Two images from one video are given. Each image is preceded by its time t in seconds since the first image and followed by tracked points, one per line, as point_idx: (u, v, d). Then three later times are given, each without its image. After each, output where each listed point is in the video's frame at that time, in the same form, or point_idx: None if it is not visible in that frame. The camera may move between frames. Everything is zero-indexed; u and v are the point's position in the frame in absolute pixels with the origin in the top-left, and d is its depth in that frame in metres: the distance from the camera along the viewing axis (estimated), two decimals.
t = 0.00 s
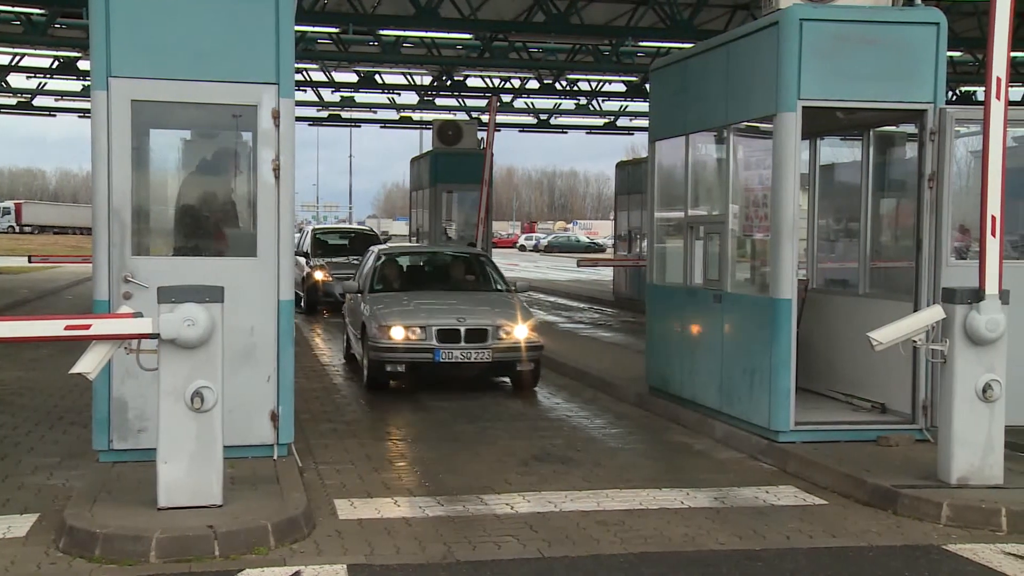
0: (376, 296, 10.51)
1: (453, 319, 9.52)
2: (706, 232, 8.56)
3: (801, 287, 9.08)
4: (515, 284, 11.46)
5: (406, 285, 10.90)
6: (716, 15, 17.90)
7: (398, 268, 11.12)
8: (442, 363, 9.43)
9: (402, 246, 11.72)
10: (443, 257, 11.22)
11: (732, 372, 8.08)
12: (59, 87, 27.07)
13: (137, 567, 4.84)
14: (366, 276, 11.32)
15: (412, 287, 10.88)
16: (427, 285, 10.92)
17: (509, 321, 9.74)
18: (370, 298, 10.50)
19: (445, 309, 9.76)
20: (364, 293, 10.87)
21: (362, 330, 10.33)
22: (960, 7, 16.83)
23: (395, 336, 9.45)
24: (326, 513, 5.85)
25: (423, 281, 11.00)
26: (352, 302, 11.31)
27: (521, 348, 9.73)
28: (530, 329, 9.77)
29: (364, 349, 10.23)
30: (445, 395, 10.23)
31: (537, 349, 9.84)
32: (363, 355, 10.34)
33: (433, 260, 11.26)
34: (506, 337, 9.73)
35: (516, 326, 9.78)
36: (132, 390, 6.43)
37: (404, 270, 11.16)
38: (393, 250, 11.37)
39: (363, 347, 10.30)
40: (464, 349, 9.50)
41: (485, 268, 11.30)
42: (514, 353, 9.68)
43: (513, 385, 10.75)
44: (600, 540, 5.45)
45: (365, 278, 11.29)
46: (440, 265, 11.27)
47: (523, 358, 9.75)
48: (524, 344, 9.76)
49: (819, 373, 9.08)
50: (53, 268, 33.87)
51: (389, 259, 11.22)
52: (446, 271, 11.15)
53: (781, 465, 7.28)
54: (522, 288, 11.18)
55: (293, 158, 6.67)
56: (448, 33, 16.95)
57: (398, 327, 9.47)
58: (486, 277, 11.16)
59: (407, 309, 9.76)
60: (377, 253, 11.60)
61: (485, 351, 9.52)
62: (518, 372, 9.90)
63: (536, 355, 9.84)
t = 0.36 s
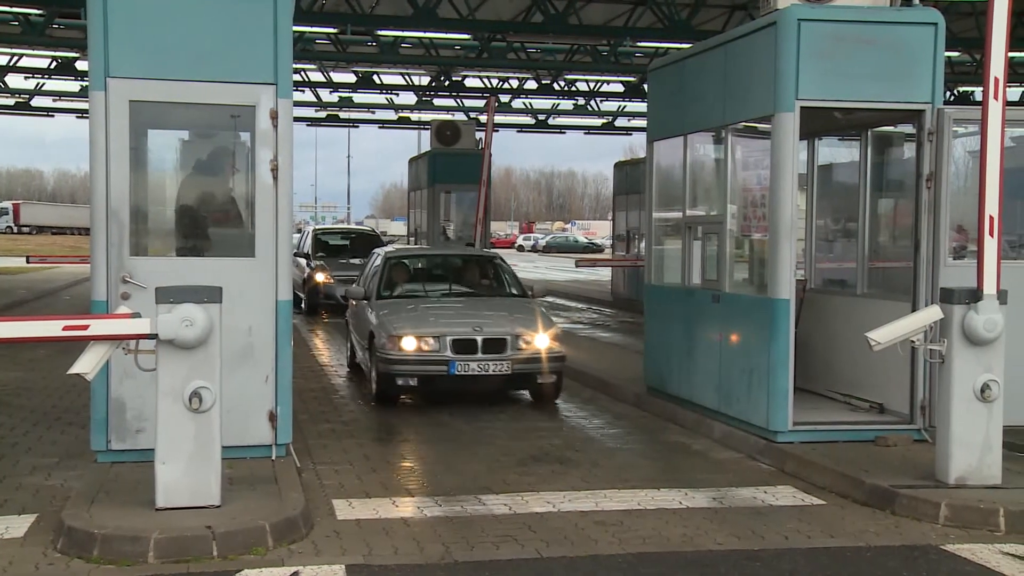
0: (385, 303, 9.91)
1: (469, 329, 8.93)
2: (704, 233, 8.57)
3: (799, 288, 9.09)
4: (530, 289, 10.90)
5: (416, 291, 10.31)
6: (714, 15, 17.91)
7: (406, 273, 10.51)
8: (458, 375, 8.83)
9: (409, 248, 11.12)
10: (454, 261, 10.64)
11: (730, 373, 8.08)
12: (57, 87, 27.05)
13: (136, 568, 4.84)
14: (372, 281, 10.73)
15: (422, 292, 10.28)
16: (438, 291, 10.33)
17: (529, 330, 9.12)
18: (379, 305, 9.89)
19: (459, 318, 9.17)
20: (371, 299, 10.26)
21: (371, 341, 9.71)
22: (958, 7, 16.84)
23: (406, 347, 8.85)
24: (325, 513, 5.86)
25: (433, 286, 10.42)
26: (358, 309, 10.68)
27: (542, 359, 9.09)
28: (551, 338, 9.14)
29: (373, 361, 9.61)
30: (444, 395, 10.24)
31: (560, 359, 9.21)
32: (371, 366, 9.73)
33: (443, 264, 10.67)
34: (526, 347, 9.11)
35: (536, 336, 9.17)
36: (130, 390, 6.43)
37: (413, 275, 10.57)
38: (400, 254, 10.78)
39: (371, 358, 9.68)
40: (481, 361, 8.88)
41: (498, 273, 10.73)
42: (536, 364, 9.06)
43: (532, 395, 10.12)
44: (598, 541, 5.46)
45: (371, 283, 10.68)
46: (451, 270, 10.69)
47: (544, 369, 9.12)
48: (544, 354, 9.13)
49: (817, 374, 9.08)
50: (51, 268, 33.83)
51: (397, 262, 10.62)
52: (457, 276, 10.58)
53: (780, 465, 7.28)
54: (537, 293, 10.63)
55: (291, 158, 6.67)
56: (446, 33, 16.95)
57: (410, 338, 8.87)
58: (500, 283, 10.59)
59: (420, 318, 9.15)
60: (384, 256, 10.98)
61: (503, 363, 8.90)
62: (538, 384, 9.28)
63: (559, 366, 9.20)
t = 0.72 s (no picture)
0: (394, 305, 9.18)
1: (488, 335, 8.26)
2: (702, 232, 8.58)
3: (797, 287, 9.09)
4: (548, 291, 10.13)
5: (427, 292, 9.53)
6: (712, 15, 17.92)
7: (416, 273, 9.75)
8: (476, 386, 8.15)
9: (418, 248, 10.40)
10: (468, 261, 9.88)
11: (728, 373, 8.08)
12: (55, 87, 27.03)
13: (133, 568, 4.84)
14: (378, 283, 9.99)
15: (433, 293, 9.50)
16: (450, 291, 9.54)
17: (553, 337, 8.45)
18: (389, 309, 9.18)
19: (477, 324, 8.49)
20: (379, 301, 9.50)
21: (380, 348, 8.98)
22: (955, 7, 16.87)
23: (421, 355, 8.16)
24: (322, 513, 5.85)
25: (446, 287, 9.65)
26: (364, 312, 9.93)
27: (567, 368, 8.43)
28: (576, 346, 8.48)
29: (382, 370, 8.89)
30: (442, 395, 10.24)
31: (585, 367, 8.54)
32: (380, 375, 9.02)
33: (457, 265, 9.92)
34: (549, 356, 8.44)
35: (560, 343, 8.50)
36: (127, 390, 6.42)
37: (423, 275, 9.80)
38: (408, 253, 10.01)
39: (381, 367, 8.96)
40: (501, 371, 8.21)
41: (514, 274, 9.97)
42: (562, 373, 8.39)
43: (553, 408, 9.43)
44: (596, 540, 5.45)
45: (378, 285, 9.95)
46: (463, 271, 9.93)
47: (569, 379, 8.46)
48: (570, 363, 8.46)
49: (815, 373, 9.08)
50: (48, 268, 33.80)
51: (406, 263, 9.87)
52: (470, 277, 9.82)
53: (777, 465, 7.28)
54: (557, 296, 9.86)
55: (288, 158, 6.66)
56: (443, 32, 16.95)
57: (424, 345, 8.19)
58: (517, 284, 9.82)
59: (434, 324, 8.46)
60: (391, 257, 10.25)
61: (526, 372, 8.24)
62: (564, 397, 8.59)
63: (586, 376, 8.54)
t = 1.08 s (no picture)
0: (403, 311, 8.60)
1: (506, 342, 7.67)
2: (697, 232, 8.58)
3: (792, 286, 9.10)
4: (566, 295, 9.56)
5: (436, 297, 8.93)
6: (706, 15, 17.92)
7: (424, 276, 9.15)
8: (493, 398, 7.53)
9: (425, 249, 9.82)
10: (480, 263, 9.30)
11: (724, 372, 8.09)
12: (49, 86, 26.97)
13: (128, 567, 4.83)
14: (383, 286, 9.42)
15: (444, 299, 8.91)
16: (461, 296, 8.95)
17: (576, 345, 7.85)
18: (398, 314, 8.57)
19: (494, 331, 7.88)
20: (386, 306, 8.89)
21: (387, 356, 8.35)
22: (950, 7, 16.90)
23: (433, 363, 7.54)
24: (317, 513, 5.84)
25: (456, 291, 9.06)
26: (368, 316, 9.35)
27: (591, 377, 7.80)
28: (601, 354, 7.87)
29: (389, 380, 8.27)
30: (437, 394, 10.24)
31: (611, 378, 7.90)
32: (387, 385, 8.40)
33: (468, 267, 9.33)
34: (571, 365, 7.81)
35: (583, 351, 7.88)
36: (122, 389, 6.41)
37: (431, 277, 9.20)
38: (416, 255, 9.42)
39: (388, 377, 8.35)
40: (520, 382, 7.59)
41: (529, 276, 9.40)
42: (586, 384, 7.77)
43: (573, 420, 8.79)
44: (591, 539, 5.46)
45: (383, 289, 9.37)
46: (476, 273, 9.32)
47: (592, 391, 7.83)
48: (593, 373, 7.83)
49: (810, 373, 9.09)
50: (43, 267, 33.72)
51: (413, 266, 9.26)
52: (482, 279, 9.24)
53: (773, 464, 7.28)
54: (575, 300, 9.30)
55: (284, 158, 6.66)
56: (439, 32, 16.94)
57: (437, 353, 7.57)
58: (532, 287, 9.25)
59: (448, 331, 7.85)
60: (396, 258, 9.66)
61: (547, 384, 7.62)
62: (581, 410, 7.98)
63: (612, 387, 7.89)
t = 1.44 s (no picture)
0: (416, 317, 8.11)
1: (527, 350, 7.17)
2: (695, 230, 8.59)
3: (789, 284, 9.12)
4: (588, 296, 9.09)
5: (450, 301, 8.43)
6: (704, 14, 17.89)
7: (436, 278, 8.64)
8: (515, 410, 7.03)
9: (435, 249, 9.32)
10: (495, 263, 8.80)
11: (721, 370, 8.09)
12: (46, 84, 26.92)
13: (125, 566, 4.83)
14: (392, 291, 8.93)
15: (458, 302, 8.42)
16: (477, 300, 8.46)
17: (602, 352, 7.33)
18: (410, 319, 8.07)
19: (514, 339, 7.37)
20: (397, 311, 8.38)
21: (399, 365, 7.86)
22: (947, 6, 16.93)
23: (449, 374, 7.05)
24: (315, 512, 5.84)
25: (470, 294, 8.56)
26: (376, 321, 8.86)
27: (618, 387, 7.28)
28: (629, 363, 7.35)
29: (402, 391, 7.77)
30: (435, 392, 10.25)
31: (641, 387, 7.39)
32: (398, 397, 7.90)
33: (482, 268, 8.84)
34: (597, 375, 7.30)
35: (610, 360, 7.36)
36: (119, 388, 6.41)
37: (442, 281, 8.72)
38: (427, 257, 8.92)
39: (399, 388, 7.85)
40: (544, 393, 7.08)
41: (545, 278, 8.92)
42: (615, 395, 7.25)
43: (596, 432, 8.23)
44: (588, 538, 5.46)
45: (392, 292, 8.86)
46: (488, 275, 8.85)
47: (620, 402, 7.31)
48: (621, 383, 7.32)
49: (807, 371, 9.10)
50: (39, 266, 33.65)
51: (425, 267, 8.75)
52: (497, 281, 8.73)
53: (770, 463, 7.29)
54: (598, 302, 8.83)
55: (281, 156, 6.66)
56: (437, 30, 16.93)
57: (453, 363, 7.07)
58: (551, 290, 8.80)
59: (465, 337, 7.35)
60: (404, 259, 9.15)
61: (572, 394, 7.11)
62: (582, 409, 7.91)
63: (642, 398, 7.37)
